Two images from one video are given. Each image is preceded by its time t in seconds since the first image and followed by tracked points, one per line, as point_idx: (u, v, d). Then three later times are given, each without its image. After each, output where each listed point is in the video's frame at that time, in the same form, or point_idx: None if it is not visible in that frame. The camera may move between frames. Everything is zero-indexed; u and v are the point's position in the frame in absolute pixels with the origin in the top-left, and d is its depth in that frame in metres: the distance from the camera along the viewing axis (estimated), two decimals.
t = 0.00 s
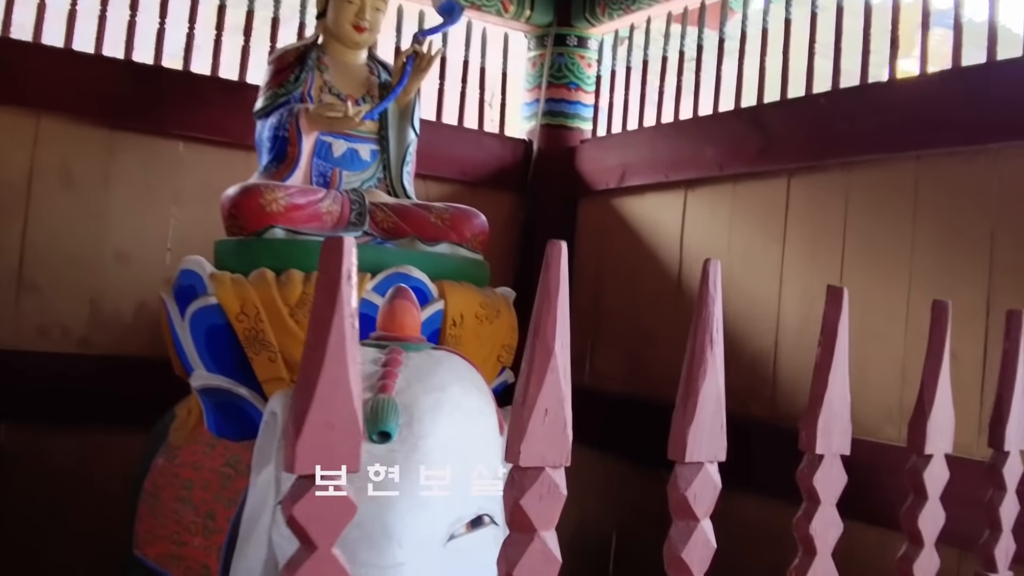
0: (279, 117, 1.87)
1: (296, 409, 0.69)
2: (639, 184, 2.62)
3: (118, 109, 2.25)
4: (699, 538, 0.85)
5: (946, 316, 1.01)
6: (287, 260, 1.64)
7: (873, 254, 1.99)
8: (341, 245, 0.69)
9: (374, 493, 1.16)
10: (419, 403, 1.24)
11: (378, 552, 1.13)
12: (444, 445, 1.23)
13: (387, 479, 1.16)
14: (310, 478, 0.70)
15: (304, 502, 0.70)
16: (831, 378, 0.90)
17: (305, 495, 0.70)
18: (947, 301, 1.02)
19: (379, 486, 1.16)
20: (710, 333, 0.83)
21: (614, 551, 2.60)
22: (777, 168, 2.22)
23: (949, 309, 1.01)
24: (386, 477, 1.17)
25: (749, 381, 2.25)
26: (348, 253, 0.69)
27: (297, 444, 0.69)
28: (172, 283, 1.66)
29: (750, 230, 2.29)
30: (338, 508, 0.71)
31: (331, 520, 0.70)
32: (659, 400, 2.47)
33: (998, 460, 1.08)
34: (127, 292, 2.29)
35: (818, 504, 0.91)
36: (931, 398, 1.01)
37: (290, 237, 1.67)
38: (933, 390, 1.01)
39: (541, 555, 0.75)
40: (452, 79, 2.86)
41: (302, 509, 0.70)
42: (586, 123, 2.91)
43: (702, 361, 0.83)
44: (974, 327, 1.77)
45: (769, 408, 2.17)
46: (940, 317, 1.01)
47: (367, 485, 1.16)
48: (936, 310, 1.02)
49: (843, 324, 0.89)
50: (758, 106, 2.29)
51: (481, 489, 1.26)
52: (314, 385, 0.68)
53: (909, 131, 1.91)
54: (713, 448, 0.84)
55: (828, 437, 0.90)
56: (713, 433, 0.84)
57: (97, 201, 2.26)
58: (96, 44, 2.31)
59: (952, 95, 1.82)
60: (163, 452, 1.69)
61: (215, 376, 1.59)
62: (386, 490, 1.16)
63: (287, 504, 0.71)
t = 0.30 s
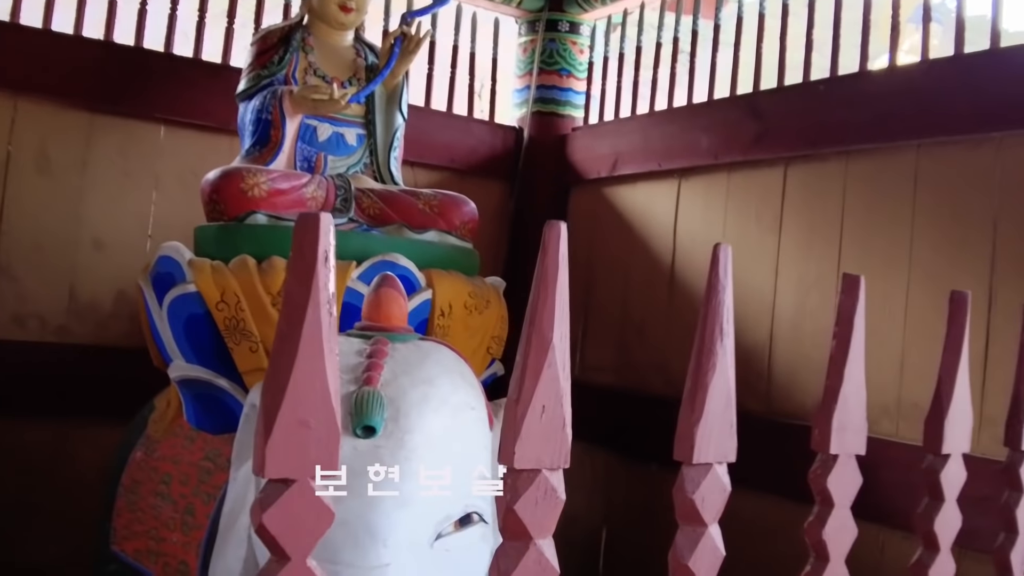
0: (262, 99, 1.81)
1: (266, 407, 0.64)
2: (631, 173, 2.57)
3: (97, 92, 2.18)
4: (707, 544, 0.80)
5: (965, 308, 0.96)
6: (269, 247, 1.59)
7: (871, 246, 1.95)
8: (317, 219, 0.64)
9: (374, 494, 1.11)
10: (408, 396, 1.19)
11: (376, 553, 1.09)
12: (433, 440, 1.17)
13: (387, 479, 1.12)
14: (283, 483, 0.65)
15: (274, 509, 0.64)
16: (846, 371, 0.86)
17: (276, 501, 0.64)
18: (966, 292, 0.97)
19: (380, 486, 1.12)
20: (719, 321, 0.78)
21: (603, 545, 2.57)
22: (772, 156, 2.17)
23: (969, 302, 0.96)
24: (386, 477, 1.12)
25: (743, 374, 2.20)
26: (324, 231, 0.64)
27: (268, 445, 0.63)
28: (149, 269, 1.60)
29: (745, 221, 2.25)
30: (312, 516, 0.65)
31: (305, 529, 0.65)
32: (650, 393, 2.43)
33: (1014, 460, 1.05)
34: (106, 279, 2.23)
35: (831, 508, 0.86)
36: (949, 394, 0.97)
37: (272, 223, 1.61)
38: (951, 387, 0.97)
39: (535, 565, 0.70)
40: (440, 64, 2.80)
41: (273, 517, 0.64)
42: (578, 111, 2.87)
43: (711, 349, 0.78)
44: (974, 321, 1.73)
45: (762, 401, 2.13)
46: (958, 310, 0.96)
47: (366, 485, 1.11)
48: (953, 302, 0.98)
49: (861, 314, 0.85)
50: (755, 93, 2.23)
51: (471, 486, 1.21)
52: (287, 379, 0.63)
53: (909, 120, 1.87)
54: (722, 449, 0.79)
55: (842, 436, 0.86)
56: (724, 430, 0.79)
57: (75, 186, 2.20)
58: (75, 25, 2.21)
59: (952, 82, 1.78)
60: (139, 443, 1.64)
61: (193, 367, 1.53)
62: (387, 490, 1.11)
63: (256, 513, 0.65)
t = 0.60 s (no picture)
0: (255, 83, 1.77)
1: (262, 399, 0.60)
2: (630, 164, 2.53)
3: (85, 76, 2.12)
4: (732, 548, 0.76)
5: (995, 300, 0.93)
6: (262, 234, 1.54)
7: (876, 240, 1.91)
8: (318, 192, 0.61)
9: (373, 493, 1.07)
10: (405, 389, 1.14)
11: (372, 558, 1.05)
12: (432, 435, 1.13)
13: (387, 478, 1.07)
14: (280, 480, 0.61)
15: (271, 510, 0.60)
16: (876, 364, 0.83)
17: (273, 501, 0.60)
18: (996, 283, 0.93)
19: (379, 486, 1.07)
20: (746, 307, 0.74)
21: (599, 541, 2.53)
22: (774, 147, 2.13)
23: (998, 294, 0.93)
24: (386, 477, 1.07)
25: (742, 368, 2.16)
26: (328, 205, 0.60)
27: (263, 439, 0.59)
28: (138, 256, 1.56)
29: (746, 212, 2.21)
30: (311, 516, 0.61)
31: (303, 530, 0.61)
32: (647, 386, 2.40)
33: None
34: (94, 267, 2.18)
35: (859, 508, 0.84)
36: (978, 388, 0.94)
37: (265, 210, 1.56)
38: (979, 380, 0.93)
39: (552, 569, 0.67)
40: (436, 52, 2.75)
41: (269, 518, 0.60)
42: (576, 101, 2.81)
43: (738, 336, 0.74)
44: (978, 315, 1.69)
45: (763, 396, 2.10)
46: (988, 303, 0.93)
47: (365, 485, 1.07)
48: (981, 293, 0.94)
49: (891, 301, 0.82)
50: (757, 83, 2.19)
51: (469, 482, 1.17)
52: (284, 367, 0.59)
53: (916, 112, 1.82)
54: (749, 446, 0.75)
55: (872, 433, 0.83)
56: (749, 426, 0.75)
57: (62, 172, 2.15)
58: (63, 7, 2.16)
59: (961, 74, 1.74)
60: (131, 436, 1.62)
61: (183, 356, 1.48)
62: (387, 490, 1.07)
63: (251, 515, 0.61)
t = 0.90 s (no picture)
0: (257, 63, 1.72)
1: (296, 384, 0.57)
2: (637, 152, 2.48)
3: (81, 56, 2.07)
4: (789, 550, 0.75)
5: None
6: (265, 218, 1.49)
7: (892, 231, 1.87)
8: (357, 157, 0.58)
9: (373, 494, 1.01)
10: (412, 379, 1.09)
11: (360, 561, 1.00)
12: (442, 428, 1.08)
13: (387, 478, 1.02)
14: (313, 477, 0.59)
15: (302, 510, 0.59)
16: (933, 353, 0.84)
17: (304, 502, 0.59)
18: None
19: (379, 485, 1.02)
20: (804, 291, 0.72)
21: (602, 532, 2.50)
22: (787, 134, 2.08)
23: None
24: (386, 476, 1.02)
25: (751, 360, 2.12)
26: (364, 174, 0.57)
27: (295, 431, 0.57)
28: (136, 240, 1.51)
29: (756, 201, 2.16)
30: (344, 513, 0.60)
31: (335, 530, 0.60)
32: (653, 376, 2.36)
33: None
34: (90, 253, 2.13)
35: (915, 506, 0.86)
36: None
37: (268, 192, 1.51)
38: None
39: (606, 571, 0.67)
40: (439, 35, 2.70)
41: (301, 519, 0.59)
42: (581, 87, 2.76)
43: (798, 322, 0.72)
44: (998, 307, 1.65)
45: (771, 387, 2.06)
46: None
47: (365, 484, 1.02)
48: None
49: (949, 288, 0.83)
50: (770, 68, 2.14)
51: (478, 476, 1.12)
52: (319, 352, 0.56)
53: (935, 98, 1.77)
54: (806, 443, 0.74)
55: (929, 427, 0.85)
56: (805, 423, 0.73)
57: (57, 154, 2.09)
58: None
59: (983, 58, 1.68)
60: (127, 426, 1.58)
61: (183, 343, 1.43)
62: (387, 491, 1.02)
63: (282, 514, 0.60)
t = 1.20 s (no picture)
0: (262, 40, 1.66)
1: (360, 384, 0.56)
2: (647, 137, 2.43)
3: (77, 33, 2.00)
4: (880, 557, 0.75)
5: None
6: (271, 200, 1.44)
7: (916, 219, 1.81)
8: (429, 113, 0.55)
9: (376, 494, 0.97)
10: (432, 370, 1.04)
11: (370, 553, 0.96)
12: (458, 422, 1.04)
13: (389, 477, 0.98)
14: (373, 486, 0.57)
15: (367, 522, 0.57)
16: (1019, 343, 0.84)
17: (369, 513, 0.57)
18: None
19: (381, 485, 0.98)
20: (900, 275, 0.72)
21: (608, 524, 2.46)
22: (804, 119, 2.03)
23: None
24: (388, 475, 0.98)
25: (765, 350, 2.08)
26: (435, 141, 0.55)
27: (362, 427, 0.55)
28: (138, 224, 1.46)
29: (771, 187, 2.12)
30: (410, 527, 0.58)
31: (400, 542, 0.58)
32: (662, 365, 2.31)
33: None
34: (87, 237, 2.08)
35: (998, 508, 0.88)
36: None
37: (275, 173, 1.46)
38: None
39: None
40: (445, 16, 2.64)
41: (366, 531, 0.57)
42: (588, 71, 2.70)
43: (891, 306, 0.72)
44: None
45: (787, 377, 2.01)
46: None
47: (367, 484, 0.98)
48: None
49: None
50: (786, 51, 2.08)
51: (499, 468, 1.07)
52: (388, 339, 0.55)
53: (959, 83, 1.72)
54: (898, 442, 0.74)
55: (1015, 421, 0.85)
56: (897, 421, 0.74)
57: (54, 135, 2.03)
58: None
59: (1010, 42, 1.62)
60: (126, 413, 1.53)
61: (187, 331, 1.39)
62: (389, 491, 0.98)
63: (344, 526, 0.58)
